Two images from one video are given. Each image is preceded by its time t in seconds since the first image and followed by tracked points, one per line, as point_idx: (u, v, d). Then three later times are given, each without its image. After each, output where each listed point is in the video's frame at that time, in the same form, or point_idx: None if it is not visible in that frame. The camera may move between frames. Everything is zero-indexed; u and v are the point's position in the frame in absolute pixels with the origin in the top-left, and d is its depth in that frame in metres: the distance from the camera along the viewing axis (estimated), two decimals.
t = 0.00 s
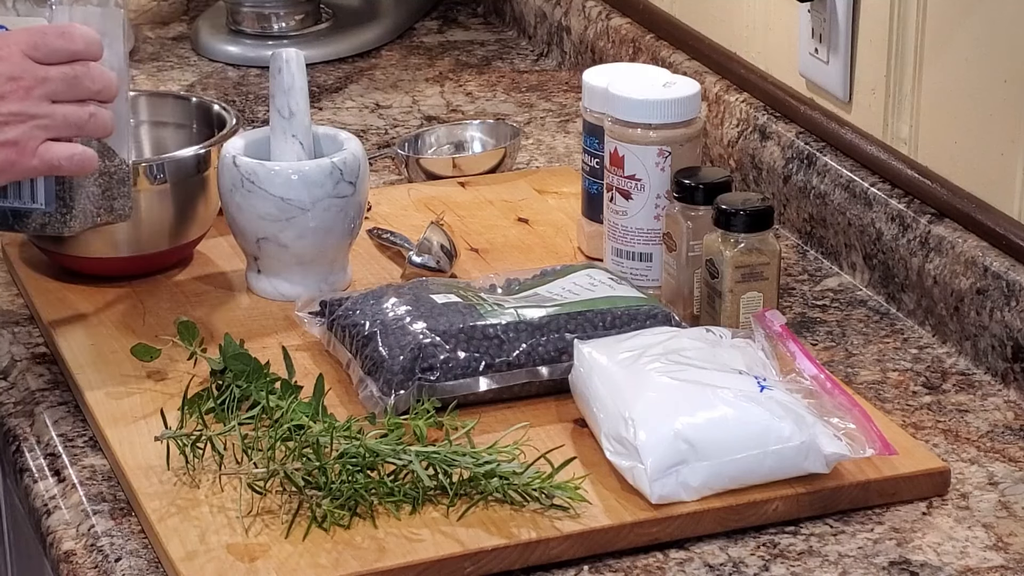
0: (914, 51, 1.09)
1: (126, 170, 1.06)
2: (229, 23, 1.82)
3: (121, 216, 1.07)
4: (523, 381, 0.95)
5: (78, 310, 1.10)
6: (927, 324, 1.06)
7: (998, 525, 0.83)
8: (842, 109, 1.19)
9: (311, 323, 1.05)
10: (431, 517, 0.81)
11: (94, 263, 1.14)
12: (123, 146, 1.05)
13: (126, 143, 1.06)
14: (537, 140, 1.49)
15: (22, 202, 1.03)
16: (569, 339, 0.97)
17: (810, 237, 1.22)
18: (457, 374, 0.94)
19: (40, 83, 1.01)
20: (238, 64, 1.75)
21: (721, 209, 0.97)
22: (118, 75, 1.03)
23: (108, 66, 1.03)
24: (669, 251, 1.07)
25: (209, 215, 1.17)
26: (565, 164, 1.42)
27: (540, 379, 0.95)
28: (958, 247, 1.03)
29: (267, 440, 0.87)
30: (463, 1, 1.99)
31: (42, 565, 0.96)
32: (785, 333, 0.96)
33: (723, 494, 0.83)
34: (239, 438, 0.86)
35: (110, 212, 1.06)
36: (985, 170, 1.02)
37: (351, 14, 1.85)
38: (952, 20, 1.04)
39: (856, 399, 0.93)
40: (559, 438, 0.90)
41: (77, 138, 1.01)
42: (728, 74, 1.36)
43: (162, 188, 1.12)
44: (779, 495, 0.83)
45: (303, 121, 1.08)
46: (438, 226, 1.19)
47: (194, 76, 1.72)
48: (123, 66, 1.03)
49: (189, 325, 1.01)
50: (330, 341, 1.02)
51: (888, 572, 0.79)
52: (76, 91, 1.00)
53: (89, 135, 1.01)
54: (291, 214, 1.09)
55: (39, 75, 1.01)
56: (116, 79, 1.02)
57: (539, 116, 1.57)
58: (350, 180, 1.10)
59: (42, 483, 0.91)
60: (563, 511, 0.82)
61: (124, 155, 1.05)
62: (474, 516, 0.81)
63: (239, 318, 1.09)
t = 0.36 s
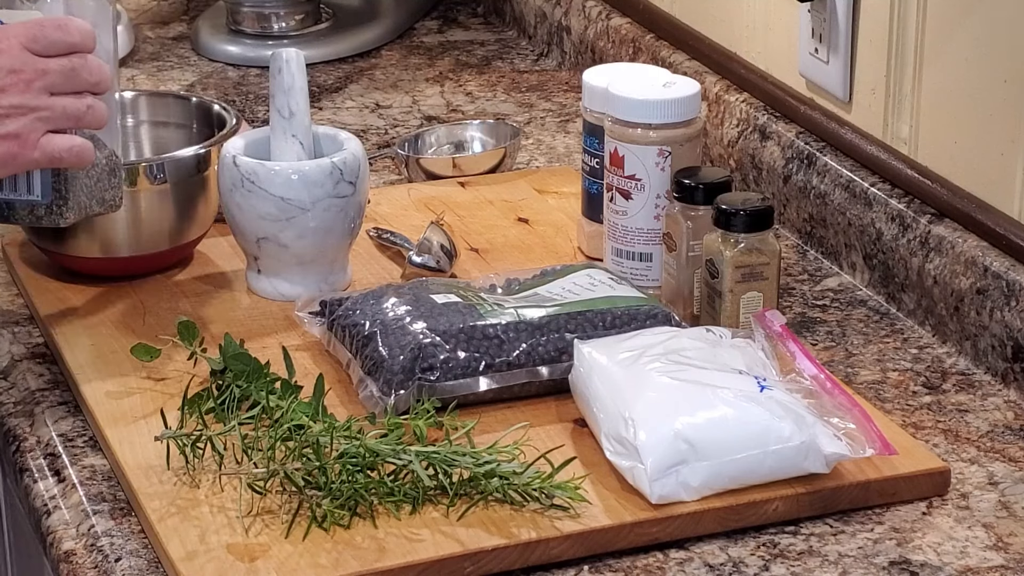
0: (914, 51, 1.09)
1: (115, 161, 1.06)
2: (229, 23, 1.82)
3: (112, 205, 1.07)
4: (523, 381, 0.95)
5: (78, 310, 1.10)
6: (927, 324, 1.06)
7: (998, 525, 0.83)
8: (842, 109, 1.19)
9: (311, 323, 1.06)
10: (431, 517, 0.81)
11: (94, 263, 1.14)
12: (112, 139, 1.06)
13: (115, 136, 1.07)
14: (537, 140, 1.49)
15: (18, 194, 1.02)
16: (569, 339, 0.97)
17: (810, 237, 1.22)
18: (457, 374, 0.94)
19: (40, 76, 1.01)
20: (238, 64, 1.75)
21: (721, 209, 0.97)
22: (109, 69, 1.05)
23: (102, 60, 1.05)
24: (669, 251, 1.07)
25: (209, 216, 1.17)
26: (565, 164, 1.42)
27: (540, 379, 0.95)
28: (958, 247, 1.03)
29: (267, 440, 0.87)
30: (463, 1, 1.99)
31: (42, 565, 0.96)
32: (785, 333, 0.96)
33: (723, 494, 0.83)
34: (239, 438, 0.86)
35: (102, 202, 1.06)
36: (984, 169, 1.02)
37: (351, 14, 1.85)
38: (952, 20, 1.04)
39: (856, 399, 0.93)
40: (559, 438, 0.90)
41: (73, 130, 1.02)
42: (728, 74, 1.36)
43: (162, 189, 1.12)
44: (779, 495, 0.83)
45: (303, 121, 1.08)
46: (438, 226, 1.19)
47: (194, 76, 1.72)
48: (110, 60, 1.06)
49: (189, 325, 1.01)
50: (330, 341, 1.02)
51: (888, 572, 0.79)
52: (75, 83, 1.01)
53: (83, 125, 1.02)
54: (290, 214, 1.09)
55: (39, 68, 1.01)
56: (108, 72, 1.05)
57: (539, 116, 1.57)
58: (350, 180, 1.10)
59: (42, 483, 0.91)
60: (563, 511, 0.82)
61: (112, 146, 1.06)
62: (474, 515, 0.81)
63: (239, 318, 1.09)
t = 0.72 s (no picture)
0: (914, 51, 1.09)
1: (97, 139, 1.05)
2: (229, 23, 1.82)
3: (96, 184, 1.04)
4: (523, 381, 0.95)
5: (78, 310, 1.10)
6: (927, 324, 1.06)
7: (998, 525, 0.83)
8: (842, 109, 1.19)
9: (311, 323, 1.06)
10: (431, 517, 0.81)
11: (94, 262, 1.14)
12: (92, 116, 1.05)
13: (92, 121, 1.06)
14: (537, 140, 1.49)
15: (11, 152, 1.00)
16: (569, 339, 0.97)
17: (810, 237, 1.22)
18: (457, 374, 0.94)
19: (51, 24, 1.04)
20: (238, 64, 1.75)
21: (721, 209, 0.97)
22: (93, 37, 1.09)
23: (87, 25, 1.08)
24: (669, 251, 1.07)
25: (209, 216, 1.17)
26: (565, 164, 1.42)
27: (540, 379, 0.95)
28: (958, 247, 1.03)
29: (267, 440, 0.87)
30: (463, 1, 1.99)
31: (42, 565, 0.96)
32: (785, 333, 0.96)
33: (723, 494, 0.83)
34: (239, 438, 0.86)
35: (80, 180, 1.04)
36: (985, 170, 1.02)
37: (351, 14, 1.84)
38: (952, 20, 1.04)
39: (856, 399, 0.93)
40: (559, 438, 0.90)
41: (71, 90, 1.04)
42: (728, 74, 1.36)
43: (163, 189, 1.12)
44: (779, 496, 0.83)
45: (303, 121, 1.08)
46: (438, 226, 1.19)
47: (194, 76, 1.72)
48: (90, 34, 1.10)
49: (189, 326, 1.00)
50: (330, 341, 1.02)
51: (888, 572, 0.79)
52: (79, 33, 1.06)
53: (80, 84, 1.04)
54: (290, 214, 1.09)
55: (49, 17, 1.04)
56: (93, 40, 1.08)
57: (539, 116, 1.57)
58: (350, 180, 1.09)
59: (42, 483, 0.91)
60: (563, 511, 0.82)
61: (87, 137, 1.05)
62: (474, 516, 0.81)
63: (239, 318, 1.09)
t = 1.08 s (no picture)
0: (914, 51, 1.09)
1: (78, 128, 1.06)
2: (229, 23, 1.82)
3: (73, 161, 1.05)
4: (523, 381, 0.95)
5: (78, 310, 1.10)
6: (927, 324, 1.06)
7: (998, 525, 0.83)
8: (842, 108, 1.19)
9: (311, 323, 1.06)
10: (431, 517, 0.81)
11: (94, 262, 1.14)
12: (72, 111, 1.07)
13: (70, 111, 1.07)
14: (537, 140, 1.49)
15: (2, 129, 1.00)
16: (569, 339, 0.97)
17: (810, 237, 1.22)
18: (456, 374, 0.94)
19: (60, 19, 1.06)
20: (238, 64, 1.75)
21: (721, 209, 0.97)
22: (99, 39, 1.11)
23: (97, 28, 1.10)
24: (669, 251, 1.07)
25: (209, 215, 1.17)
26: (565, 164, 1.42)
27: (540, 379, 0.95)
28: (958, 247, 1.03)
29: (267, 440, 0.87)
30: (463, 1, 1.99)
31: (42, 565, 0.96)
32: (785, 333, 0.96)
33: (723, 494, 0.83)
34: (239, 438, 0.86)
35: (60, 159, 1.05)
36: (984, 169, 1.02)
37: (351, 14, 1.84)
38: (952, 20, 1.04)
39: (856, 399, 0.93)
40: (559, 438, 0.90)
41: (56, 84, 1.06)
42: (728, 74, 1.36)
43: (163, 188, 1.12)
44: (778, 495, 0.83)
45: (303, 121, 1.08)
46: (438, 226, 1.19)
47: (194, 76, 1.72)
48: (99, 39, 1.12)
49: (189, 326, 1.00)
50: (330, 341, 1.02)
51: (888, 572, 0.79)
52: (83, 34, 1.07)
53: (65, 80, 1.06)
54: (290, 214, 1.09)
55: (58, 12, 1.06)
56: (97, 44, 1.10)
57: (539, 116, 1.57)
58: (350, 180, 1.09)
59: (41, 483, 0.91)
60: (563, 511, 0.82)
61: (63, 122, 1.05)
62: (474, 516, 0.81)
63: (239, 318, 1.09)
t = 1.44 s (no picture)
0: (914, 51, 1.09)
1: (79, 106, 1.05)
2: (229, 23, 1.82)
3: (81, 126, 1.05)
4: (523, 381, 0.95)
5: (78, 310, 1.10)
6: (927, 324, 1.06)
7: (998, 525, 0.83)
8: (842, 108, 1.19)
9: (311, 323, 1.06)
10: (431, 517, 0.81)
11: (94, 262, 1.14)
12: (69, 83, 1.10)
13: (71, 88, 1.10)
14: (537, 140, 1.49)
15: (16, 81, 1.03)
16: (569, 339, 0.97)
17: (810, 237, 1.22)
18: (457, 374, 0.94)
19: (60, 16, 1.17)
20: (238, 64, 1.75)
21: (721, 209, 0.97)
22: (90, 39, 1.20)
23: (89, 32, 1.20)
24: (669, 251, 1.07)
25: (209, 215, 1.17)
26: (565, 164, 1.42)
27: (540, 379, 0.95)
28: (958, 247, 1.03)
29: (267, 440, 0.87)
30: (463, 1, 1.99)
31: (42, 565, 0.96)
32: (785, 333, 0.96)
33: (723, 494, 0.83)
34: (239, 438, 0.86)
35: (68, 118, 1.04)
36: (984, 169, 1.02)
37: (351, 14, 1.84)
38: (951, 20, 1.04)
39: (856, 399, 0.93)
40: (559, 438, 0.90)
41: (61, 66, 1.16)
42: (727, 74, 1.36)
43: (163, 188, 1.12)
44: (779, 496, 0.83)
45: (302, 121, 1.08)
46: (438, 226, 1.19)
47: (194, 76, 1.72)
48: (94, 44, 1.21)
49: (189, 325, 1.01)
50: (330, 341, 1.02)
51: (888, 572, 0.79)
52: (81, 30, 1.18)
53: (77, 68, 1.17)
54: (290, 214, 1.09)
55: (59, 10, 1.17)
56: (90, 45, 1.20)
57: (539, 116, 1.57)
58: (350, 180, 1.09)
59: (42, 483, 0.91)
60: (563, 511, 0.82)
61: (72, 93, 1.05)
62: (474, 516, 0.81)
63: (239, 318, 1.09)
